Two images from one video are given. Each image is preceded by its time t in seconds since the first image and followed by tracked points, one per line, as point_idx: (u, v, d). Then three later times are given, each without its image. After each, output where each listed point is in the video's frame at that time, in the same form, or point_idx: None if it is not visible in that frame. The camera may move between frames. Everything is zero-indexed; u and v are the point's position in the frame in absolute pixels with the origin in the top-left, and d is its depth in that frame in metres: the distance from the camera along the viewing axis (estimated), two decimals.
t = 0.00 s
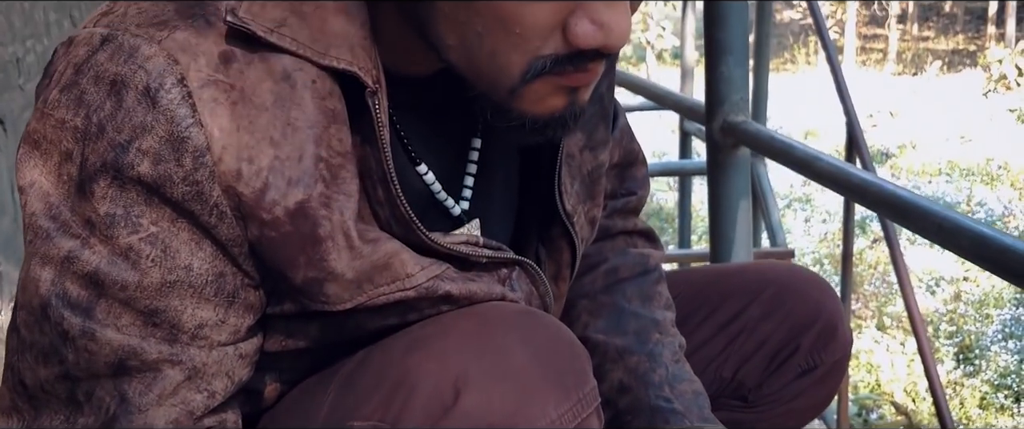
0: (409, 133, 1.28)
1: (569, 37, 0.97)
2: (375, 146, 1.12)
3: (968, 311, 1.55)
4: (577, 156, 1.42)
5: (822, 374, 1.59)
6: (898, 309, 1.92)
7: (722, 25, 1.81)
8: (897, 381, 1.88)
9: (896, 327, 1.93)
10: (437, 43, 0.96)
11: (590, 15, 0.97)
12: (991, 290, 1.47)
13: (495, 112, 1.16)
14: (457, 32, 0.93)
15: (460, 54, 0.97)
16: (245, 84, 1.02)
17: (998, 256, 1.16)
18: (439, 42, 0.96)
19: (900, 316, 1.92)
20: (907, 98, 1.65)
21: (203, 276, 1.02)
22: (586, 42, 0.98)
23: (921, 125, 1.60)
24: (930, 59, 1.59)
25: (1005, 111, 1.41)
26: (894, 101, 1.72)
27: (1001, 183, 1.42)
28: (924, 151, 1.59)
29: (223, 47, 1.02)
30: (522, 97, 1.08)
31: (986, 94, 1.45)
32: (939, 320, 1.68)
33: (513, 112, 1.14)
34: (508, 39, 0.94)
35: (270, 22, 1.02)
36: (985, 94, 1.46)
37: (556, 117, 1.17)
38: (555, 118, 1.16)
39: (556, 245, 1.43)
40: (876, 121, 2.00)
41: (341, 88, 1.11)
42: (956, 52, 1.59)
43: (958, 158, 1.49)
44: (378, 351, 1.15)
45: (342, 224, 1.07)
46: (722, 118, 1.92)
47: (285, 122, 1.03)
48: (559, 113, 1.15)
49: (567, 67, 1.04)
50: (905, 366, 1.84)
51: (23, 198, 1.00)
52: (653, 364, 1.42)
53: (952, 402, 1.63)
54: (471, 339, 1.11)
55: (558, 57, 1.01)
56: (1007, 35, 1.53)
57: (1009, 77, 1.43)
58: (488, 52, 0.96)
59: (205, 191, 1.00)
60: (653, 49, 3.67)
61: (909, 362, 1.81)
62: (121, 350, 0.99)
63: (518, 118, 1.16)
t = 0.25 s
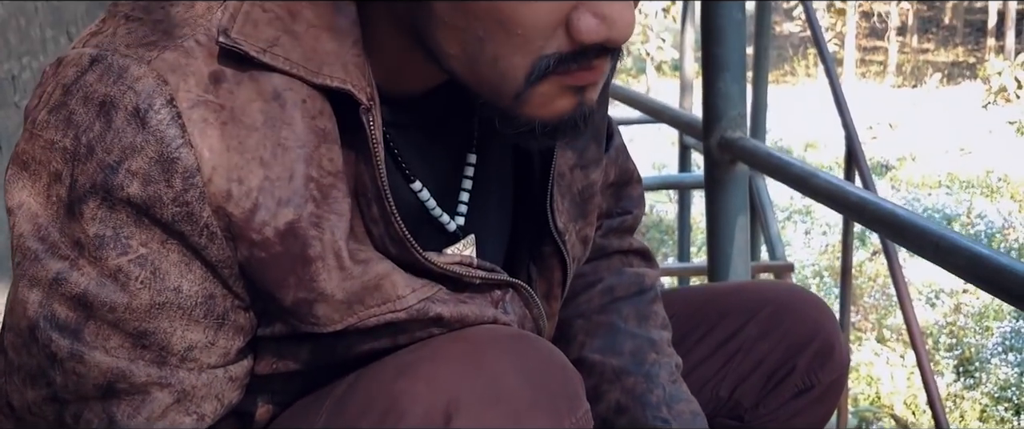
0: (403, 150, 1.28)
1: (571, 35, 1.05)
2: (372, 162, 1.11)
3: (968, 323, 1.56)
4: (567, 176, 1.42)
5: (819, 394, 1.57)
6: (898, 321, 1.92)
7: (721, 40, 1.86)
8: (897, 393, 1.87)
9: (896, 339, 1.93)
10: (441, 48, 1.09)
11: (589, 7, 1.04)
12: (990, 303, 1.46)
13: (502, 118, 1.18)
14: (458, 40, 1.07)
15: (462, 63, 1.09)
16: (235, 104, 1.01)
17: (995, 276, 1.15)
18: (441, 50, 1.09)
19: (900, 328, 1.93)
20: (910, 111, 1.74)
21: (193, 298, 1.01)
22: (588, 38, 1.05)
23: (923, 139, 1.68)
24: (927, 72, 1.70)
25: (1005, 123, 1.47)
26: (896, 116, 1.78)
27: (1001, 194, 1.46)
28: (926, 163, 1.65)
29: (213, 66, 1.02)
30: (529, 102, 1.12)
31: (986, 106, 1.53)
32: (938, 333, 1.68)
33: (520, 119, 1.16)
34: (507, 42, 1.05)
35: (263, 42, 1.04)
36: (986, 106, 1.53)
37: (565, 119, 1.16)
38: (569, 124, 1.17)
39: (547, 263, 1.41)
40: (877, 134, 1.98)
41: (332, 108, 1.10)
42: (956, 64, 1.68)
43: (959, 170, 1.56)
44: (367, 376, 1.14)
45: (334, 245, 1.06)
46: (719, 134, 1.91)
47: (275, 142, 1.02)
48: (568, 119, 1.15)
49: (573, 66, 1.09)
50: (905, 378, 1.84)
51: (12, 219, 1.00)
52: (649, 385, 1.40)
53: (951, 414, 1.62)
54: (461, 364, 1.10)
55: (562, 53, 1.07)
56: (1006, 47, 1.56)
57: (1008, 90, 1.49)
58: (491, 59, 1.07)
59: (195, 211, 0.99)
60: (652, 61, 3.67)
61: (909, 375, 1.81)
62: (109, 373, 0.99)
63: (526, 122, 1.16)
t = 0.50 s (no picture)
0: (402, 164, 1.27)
1: (574, 28, 1.00)
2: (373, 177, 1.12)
3: (967, 334, 1.54)
4: (561, 192, 1.42)
5: (819, 410, 1.55)
6: (898, 333, 1.89)
7: (720, 53, 1.84)
8: (897, 404, 1.86)
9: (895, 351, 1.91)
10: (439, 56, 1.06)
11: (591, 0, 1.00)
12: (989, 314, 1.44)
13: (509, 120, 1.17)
14: (459, 43, 1.02)
15: (463, 66, 1.06)
16: (231, 119, 1.01)
17: (993, 293, 1.15)
18: (440, 55, 1.05)
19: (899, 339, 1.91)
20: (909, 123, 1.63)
21: (188, 315, 1.02)
22: (590, 31, 1.01)
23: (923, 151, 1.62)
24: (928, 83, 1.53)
25: (1004, 135, 1.42)
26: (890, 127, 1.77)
27: (1000, 206, 1.45)
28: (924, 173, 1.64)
29: (209, 81, 1.02)
30: (532, 103, 1.07)
31: (985, 117, 1.45)
32: (938, 344, 1.66)
33: (525, 120, 1.13)
34: (509, 40, 1.00)
35: (262, 55, 1.04)
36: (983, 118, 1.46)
37: (571, 119, 1.15)
38: (571, 123, 1.16)
39: (542, 278, 1.41)
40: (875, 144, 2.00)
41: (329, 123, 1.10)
42: (955, 75, 1.47)
43: (958, 181, 1.54)
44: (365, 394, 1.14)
45: (332, 258, 1.07)
46: (718, 149, 1.92)
47: (271, 157, 1.02)
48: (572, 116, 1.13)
49: (574, 62, 1.04)
50: (904, 390, 1.83)
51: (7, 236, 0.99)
52: (648, 402, 1.40)
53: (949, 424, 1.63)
54: (459, 384, 1.10)
55: (564, 49, 1.02)
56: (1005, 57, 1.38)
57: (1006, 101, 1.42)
58: (492, 58, 1.02)
59: (191, 227, 0.98)
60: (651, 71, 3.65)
61: (909, 386, 1.80)
62: (105, 390, 0.99)
63: (533, 125, 1.15)
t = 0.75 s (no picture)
0: (399, 182, 1.28)
1: (573, 37, 0.97)
2: (372, 195, 1.12)
3: (968, 347, 1.52)
4: (557, 209, 1.42)
5: None
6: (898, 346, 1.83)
7: (720, 70, 1.86)
8: (897, 418, 1.76)
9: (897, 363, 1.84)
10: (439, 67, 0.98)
11: (592, 10, 0.96)
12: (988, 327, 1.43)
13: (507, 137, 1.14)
14: (461, 58, 0.95)
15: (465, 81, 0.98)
16: (228, 138, 1.01)
17: (994, 314, 1.15)
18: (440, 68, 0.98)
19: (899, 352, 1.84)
20: (905, 136, 1.60)
21: (185, 335, 1.02)
22: (589, 41, 0.97)
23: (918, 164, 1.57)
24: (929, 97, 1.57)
25: (1003, 149, 1.38)
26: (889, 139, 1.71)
27: (999, 218, 1.40)
28: (924, 188, 1.57)
29: (207, 100, 1.02)
30: (532, 115, 1.04)
31: (981, 129, 1.44)
32: (938, 357, 1.63)
33: (526, 134, 1.09)
34: (510, 53, 0.94)
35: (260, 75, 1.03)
36: (981, 130, 1.44)
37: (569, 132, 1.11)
38: (569, 135, 1.12)
39: (539, 298, 1.41)
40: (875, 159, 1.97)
41: (327, 142, 1.10)
42: (954, 89, 1.52)
43: (957, 194, 1.48)
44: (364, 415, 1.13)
45: (328, 277, 1.08)
46: (717, 165, 1.91)
47: (269, 176, 1.02)
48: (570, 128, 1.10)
49: (573, 73, 1.01)
50: (905, 402, 1.74)
51: (4, 256, 0.98)
52: (649, 421, 1.42)
53: None
54: (457, 406, 1.11)
55: (564, 58, 0.98)
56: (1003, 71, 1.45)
57: (1006, 114, 1.40)
58: (492, 70, 0.96)
59: (189, 246, 0.99)
60: (651, 85, 3.64)
61: (909, 399, 1.73)
62: (101, 410, 0.99)
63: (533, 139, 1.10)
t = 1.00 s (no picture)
0: (397, 198, 1.28)
1: (570, 46, 0.93)
2: (374, 210, 1.13)
3: (966, 359, 1.52)
4: (555, 225, 1.42)
5: None
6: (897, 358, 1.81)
7: (717, 85, 1.86)
8: None
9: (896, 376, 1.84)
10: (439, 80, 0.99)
11: (586, 16, 0.91)
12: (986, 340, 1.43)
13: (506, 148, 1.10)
14: (459, 70, 0.96)
15: (464, 94, 0.99)
16: (225, 155, 1.01)
17: (992, 330, 1.15)
18: (440, 81, 0.99)
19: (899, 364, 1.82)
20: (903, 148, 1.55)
21: (182, 352, 1.01)
22: (585, 48, 0.93)
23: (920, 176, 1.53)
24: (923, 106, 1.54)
25: (1002, 160, 1.32)
26: (890, 150, 1.69)
27: (998, 229, 1.37)
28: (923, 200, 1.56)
29: (205, 117, 1.02)
30: (530, 126, 1.01)
31: (981, 141, 1.37)
32: (937, 369, 1.61)
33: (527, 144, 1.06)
34: (506, 61, 0.93)
35: (260, 91, 1.04)
36: (981, 142, 1.37)
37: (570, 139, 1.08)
38: (570, 143, 1.09)
39: (536, 314, 1.41)
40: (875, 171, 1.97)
41: (325, 158, 1.10)
42: (952, 100, 1.41)
43: (956, 205, 1.45)
44: None
45: (326, 294, 1.08)
46: (716, 180, 1.92)
47: (266, 193, 1.02)
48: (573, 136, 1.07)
49: (567, 82, 0.98)
50: (905, 416, 1.74)
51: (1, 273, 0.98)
52: None
53: None
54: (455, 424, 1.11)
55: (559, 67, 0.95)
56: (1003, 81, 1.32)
57: (1005, 125, 1.32)
58: (490, 81, 0.96)
59: (186, 262, 0.98)
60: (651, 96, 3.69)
61: (908, 411, 1.74)
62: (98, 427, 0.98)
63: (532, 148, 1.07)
